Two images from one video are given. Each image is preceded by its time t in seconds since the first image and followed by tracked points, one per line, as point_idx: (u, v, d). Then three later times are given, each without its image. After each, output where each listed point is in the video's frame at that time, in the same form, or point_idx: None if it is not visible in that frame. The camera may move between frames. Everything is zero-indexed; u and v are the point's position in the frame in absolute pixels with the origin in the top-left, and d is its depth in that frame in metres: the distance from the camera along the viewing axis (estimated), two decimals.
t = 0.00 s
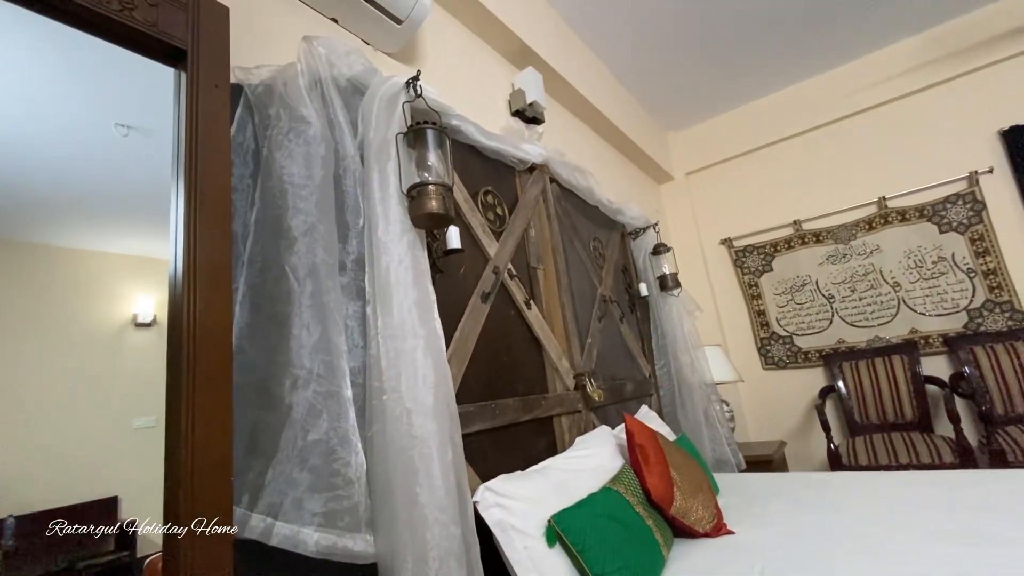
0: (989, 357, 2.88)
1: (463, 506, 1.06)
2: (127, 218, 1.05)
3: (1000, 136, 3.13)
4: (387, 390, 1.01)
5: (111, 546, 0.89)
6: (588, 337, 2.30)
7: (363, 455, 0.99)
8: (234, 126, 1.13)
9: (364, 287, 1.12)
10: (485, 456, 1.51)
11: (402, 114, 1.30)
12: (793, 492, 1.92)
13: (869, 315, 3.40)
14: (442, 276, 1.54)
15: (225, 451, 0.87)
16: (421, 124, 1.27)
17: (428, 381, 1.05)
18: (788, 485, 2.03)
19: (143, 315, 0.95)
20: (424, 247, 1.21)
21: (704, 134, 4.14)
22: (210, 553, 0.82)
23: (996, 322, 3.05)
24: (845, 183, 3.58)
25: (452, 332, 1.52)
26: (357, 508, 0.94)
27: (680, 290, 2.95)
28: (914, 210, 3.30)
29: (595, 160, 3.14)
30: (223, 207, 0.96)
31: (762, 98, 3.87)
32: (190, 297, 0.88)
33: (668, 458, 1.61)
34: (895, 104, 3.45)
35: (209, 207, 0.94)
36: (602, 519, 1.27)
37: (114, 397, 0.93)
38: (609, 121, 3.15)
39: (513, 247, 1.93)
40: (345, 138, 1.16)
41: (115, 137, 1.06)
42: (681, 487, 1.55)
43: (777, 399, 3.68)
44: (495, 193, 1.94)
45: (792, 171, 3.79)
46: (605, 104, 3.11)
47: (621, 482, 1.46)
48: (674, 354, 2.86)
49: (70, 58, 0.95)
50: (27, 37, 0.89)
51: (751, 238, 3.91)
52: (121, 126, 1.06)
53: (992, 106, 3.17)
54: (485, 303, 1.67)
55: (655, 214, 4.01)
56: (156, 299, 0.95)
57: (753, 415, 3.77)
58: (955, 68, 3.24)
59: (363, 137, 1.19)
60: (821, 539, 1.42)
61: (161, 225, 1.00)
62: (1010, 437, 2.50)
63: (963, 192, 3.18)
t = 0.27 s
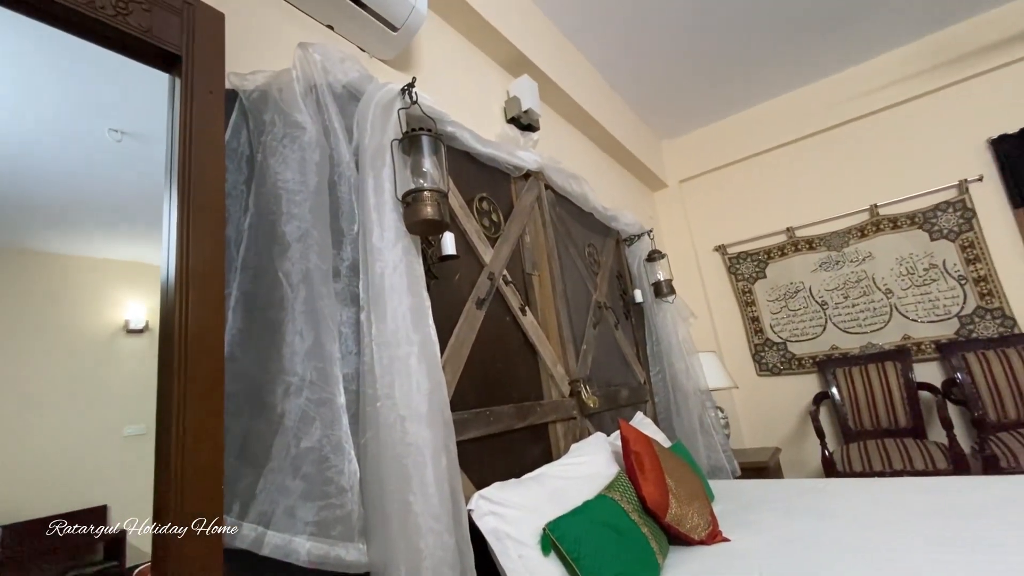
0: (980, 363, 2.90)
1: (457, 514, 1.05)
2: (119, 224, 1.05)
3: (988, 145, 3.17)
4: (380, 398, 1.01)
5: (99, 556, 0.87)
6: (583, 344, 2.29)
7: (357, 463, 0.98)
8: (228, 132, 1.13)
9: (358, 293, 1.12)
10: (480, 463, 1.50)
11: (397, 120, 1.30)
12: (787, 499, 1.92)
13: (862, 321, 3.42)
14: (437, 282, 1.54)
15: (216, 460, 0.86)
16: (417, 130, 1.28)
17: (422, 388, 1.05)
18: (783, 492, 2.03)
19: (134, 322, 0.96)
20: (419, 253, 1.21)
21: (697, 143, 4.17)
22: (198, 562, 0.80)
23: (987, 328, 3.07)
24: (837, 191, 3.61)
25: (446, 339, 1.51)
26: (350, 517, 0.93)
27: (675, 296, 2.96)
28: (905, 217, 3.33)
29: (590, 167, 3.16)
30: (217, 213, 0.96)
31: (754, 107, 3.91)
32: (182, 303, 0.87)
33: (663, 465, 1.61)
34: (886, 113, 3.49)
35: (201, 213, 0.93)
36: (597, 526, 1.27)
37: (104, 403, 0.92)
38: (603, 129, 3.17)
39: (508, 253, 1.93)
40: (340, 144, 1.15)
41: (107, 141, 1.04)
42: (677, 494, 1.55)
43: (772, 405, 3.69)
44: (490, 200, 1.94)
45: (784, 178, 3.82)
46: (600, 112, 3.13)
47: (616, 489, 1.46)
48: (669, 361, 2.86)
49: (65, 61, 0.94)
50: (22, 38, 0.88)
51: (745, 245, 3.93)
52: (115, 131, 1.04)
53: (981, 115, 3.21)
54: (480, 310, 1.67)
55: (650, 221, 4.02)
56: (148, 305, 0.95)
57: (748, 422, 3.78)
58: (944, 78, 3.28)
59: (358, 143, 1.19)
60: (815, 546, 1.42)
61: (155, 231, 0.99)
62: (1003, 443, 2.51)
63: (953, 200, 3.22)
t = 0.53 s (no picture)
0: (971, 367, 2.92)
1: (450, 518, 1.04)
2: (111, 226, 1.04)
3: (979, 151, 3.20)
4: (374, 401, 1.00)
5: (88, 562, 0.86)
6: (578, 347, 2.29)
7: (349, 467, 0.97)
8: (221, 133, 1.12)
9: (351, 296, 1.11)
10: (474, 467, 1.50)
11: (391, 122, 1.30)
12: (782, 503, 1.92)
13: (855, 325, 3.43)
14: (431, 285, 1.54)
15: (206, 465, 0.85)
16: (412, 132, 1.27)
17: (416, 391, 1.04)
18: (778, 496, 2.02)
19: (127, 324, 0.96)
20: (413, 255, 1.20)
21: (691, 147, 4.19)
22: (188, 566, 0.79)
23: (979, 332, 3.09)
24: (829, 196, 3.64)
25: (440, 342, 1.51)
26: (342, 522, 0.93)
27: (669, 299, 2.96)
28: (897, 222, 3.36)
29: (585, 171, 3.16)
30: (209, 214, 0.95)
31: (748, 112, 3.93)
32: (172, 305, 0.86)
33: (657, 469, 1.61)
34: (877, 119, 3.52)
35: (193, 215, 0.92)
36: (592, 530, 1.26)
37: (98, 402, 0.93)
38: (598, 133, 3.18)
39: (503, 256, 1.93)
40: (334, 146, 1.15)
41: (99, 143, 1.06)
42: (671, 498, 1.54)
43: (765, 408, 3.70)
44: (484, 203, 1.94)
45: (778, 183, 3.84)
46: (594, 116, 3.14)
47: (610, 494, 1.46)
48: (663, 364, 2.86)
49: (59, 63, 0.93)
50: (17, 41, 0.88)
51: (739, 248, 3.94)
52: (107, 132, 1.07)
53: (971, 121, 3.24)
54: (474, 313, 1.66)
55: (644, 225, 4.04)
56: (138, 308, 0.94)
57: (742, 425, 3.78)
58: (934, 84, 3.32)
59: (352, 145, 1.19)
60: (810, 550, 1.42)
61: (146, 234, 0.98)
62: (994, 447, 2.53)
63: (944, 205, 3.24)
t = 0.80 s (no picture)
0: (963, 369, 2.94)
1: (444, 520, 1.04)
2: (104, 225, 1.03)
3: (970, 154, 3.22)
4: (368, 403, 0.99)
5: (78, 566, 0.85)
6: (572, 349, 2.29)
7: (342, 469, 0.97)
8: (214, 132, 1.11)
9: (345, 296, 1.10)
10: (469, 469, 1.49)
11: (386, 123, 1.29)
12: (776, 504, 1.92)
13: (848, 327, 3.45)
14: (426, 286, 1.53)
15: (198, 468, 0.84)
16: (407, 133, 1.27)
17: (410, 392, 1.03)
18: (771, 498, 2.03)
19: (117, 325, 0.94)
20: (408, 256, 1.20)
21: (685, 150, 4.21)
22: (176, 569, 0.78)
23: (970, 335, 3.11)
24: (823, 199, 3.66)
25: (435, 343, 1.50)
26: (335, 524, 0.92)
27: (664, 301, 2.97)
28: (889, 225, 3.38)
29: (580, 172, 3.17)
30: (202, 214, 0.94)
31: (742, 115, 3.95)
32: (164, 306, 0.86)
33: (652, 471, 1.61)
34: (870, 122, 3.55)
35: (185, 215, 0.91)
36: (586, 532, 1.26)
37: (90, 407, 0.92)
38: (593, 135, 3.18)
39: (498, 258, 1.93)
40: (329, 146, 1.14)
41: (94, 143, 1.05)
42: (666, 500, 1.54)
43: (759, 410, 3.72)
44: (480, 204, 1.94)
45: (772, 186, 3.86)
46: (590, 118, 3.15)
47: (605, 496, 1.45)
48: (658, 366, 2.87)
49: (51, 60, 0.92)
50: (11, 38, 0.86)
51: (733, 251, 3.96)
52: (101, 132, 1.05)
53: (963, 125, 3.27)
54: (469, 314, 1.66)
55: (639, 227, 4.05)
56: (130, 308, 0.93)
57: (736, 427, 3.80)
58: (926, 88, 3.35)
59: (347, 145, 1.18)
60: (803, 551, 1.42)
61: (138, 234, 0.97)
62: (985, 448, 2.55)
63: (936, 209, 3.27)
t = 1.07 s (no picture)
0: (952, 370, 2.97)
1: (438, 520, 1.03)
2: (94, 223, 1.02)
3: (960, 158, 3.26)
4: (361, 403, 0.99)
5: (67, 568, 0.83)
6: (567, 349, 2.29)
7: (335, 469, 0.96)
8: (207, 129, 1.10)
9: (339, 296, 1.10)
10: (462, 470, 1.49)
11: (381, 122, 1.29)
12: (768, 504, 1.93)
13: (840, 328, 3.48)
14: (420, 286, 1.53)
15: (189, 468, 0.83)
16: (402, 132, 1.26)
17: (404, 392, 1.03)
18: (763, 498, 2.04)
19: (106, 325, 0.93)
20: (402, 256, 1.19)
21: (679, 151, 4.23)
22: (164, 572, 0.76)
23: (959, 336, 3.14)
24: (815, 201, 3.68)
25: (429, 344, 1.50)
26: (327, 525, 0.91)
27: (658, 302, 2.98)
28: (880, 227, 3.41)
29: (574, 173, 3.17)
30: (194, 211, 0.93)
31: (736, 117, 3.98)
32: (155, 305, 0.85)
33: (645, 471, 1.61)
34: (862, 126, 3.58)
35: (177, 212, 0.91)
36: (579, 532, 1.26)
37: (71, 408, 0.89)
38: (588, 136, 3.19)
39: (492, 258, 1.92)
40: (323, 145, 1.14)
41: (82, 140, 1.02)
42: (659, 500, 1.55)
43: (752, 411, 3.73)
44: (474, 204, 1.93)
45: (765, 188, 3.89)
46: (585, 119, 3.15)
47: (599, 496, 1.45)
48: (652, 366, 2.88)
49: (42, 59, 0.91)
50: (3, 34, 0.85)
51: (726, 252, 3.98)
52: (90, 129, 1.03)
53: (953, 129, 3.30)
54: (464, 314, 1.65)
55: (633, 228, 4.06)
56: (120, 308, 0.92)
57: (729, 427, 3.81)
58: (917, 92, 3.38)
59: (341, 144, 1.18)
60: (795, 551, 1.43)
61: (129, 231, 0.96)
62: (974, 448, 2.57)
63: (926, 211, 3.30)
